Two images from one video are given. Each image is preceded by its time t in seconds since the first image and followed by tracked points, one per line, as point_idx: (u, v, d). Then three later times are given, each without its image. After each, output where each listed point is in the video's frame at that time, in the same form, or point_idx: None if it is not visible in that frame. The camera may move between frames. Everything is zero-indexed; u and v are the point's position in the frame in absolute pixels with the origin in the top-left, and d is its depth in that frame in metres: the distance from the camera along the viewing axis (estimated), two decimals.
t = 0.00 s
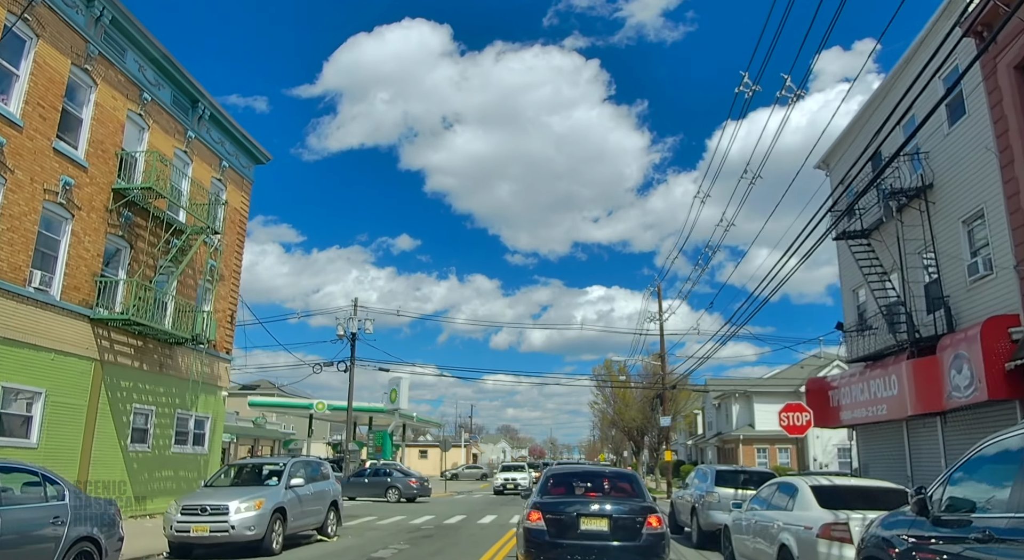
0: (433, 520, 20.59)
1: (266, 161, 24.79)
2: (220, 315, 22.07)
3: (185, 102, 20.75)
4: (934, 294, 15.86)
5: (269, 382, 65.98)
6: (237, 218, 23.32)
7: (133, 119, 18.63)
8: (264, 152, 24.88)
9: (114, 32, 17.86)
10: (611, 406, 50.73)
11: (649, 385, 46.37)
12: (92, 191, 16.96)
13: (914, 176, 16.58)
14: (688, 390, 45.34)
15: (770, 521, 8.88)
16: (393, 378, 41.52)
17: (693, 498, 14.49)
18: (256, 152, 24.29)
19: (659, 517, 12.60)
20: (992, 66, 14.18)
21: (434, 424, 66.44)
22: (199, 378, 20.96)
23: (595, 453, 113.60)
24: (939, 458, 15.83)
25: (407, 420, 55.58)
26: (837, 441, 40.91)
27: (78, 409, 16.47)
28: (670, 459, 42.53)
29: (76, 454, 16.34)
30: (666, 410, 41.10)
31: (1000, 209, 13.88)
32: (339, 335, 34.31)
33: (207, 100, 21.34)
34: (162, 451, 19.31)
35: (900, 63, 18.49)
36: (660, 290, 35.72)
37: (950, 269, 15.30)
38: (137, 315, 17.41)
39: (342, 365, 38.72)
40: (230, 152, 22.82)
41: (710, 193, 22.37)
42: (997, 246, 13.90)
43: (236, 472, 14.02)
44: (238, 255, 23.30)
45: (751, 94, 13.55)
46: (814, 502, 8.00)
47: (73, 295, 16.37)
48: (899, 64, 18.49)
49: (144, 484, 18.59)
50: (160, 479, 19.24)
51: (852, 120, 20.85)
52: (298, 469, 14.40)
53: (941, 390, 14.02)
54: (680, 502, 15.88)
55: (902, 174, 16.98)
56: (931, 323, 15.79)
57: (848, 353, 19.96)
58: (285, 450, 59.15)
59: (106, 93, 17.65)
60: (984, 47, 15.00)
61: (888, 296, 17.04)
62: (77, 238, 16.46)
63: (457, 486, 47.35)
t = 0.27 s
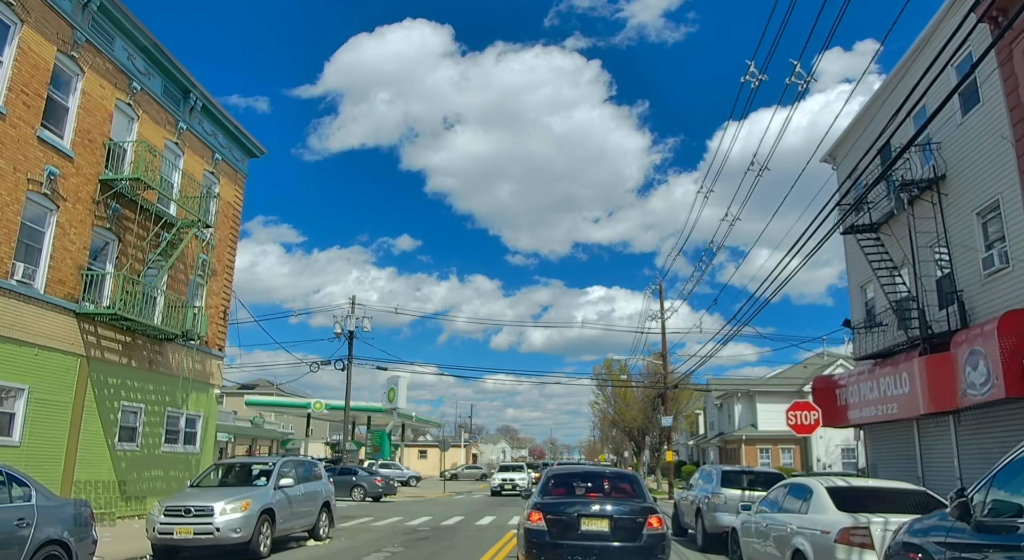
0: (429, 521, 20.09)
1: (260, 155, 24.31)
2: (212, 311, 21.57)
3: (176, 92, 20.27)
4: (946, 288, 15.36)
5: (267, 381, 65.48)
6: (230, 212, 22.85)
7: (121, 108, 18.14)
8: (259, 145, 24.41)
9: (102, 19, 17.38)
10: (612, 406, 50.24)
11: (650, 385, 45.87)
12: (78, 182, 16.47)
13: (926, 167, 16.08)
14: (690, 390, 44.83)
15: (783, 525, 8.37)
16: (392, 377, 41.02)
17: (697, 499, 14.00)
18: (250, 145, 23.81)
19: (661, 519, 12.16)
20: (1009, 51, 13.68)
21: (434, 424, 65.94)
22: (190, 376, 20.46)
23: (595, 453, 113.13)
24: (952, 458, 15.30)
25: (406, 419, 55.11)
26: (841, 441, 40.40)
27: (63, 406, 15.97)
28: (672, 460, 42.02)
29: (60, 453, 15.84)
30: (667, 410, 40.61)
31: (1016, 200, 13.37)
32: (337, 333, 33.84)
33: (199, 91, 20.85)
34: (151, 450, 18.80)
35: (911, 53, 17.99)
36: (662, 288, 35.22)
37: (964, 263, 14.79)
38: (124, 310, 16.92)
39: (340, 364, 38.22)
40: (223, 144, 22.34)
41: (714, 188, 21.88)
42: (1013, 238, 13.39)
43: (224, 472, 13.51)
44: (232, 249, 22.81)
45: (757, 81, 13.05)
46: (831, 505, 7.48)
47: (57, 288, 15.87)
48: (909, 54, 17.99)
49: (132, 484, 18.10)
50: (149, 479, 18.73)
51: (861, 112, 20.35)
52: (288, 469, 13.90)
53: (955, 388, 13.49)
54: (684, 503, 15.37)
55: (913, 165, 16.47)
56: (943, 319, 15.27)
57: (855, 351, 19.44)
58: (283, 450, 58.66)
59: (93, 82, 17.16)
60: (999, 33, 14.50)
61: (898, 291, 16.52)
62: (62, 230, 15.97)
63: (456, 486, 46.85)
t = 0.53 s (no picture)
0: (426, 523, 19.61)
1: (254, 149, 23.85)
2: (204, 308, 21.06)
3: (166, 83, 19.79)
4: (959, 283, 14.86)
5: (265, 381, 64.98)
6: (222, 207, 22.36)
7: (108, 98, 17.67)
8: (252, 139, 23.93)
9: (88, 7, 16.90)
10: (612, 406, 49.72)
11: (652, 385, 45.34)
12: (63, 173, 15.98)
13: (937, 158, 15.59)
14: (691, 389, 44.32)
15: (796, 529, 7.88)
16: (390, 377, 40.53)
17: (702, 501, 13.50)
18: (244, 139, 23.34)
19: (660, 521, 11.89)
20: None
21: (433, 424, 65.46)
22: (181, 374, 19.97)
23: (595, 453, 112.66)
24: (965, 458, 14.82)
25: (405, 419, 54.60)
26: (844, 441, 39.91)
27: (47, 404, 15.49)
28: (673, 460, 41.52)
29: (44, 453, 15.35)
30: (669, 410, 40.07)
31: None
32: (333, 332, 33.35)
33: (190, 83, 20.37)
34: (140, 450, 18.30)
35: (921, 42, 17.49)
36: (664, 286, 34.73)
37: (977, 256, 14.30)
38: (111, 305, 16.43)
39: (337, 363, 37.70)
40: (215, 137, 21.87)
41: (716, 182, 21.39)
42: None
43: (211, 473, 13.02)
44: (224, 245, 22.34)
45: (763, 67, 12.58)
46: (850, 509, 7.00)
47: (41, 283, 15.38)
48: (919, 43, 17.49)
49: (119, 485, 17.60)
50: (138, 480, 18.23)
51: (868, 104, 19.86)
52: (278, 470, 13.39)
53: (970, 385, 12.98)
54: (687, 505, 14.88)
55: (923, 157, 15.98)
56: (955, 314, 14.76)
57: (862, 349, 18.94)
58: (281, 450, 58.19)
59: (79, 71, 16.68)
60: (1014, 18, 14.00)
61: (908, 286, 16.03)
62: (46, 223, 15.49)
63: (455, 487, 46.35)
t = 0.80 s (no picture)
0: (422, 525, 19.10)
1: (247, 142, 23.36)
2: (194, 304, 20.56)
3: (156, 73, 19.31)
4: (973, 276, 14.35)
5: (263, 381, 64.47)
6: (215, 201, 21.88)
7: (95, 88, 17.19)
8: (246, 132, 23.45)
9: None
10: (613, 405, 49.18)
11: (653, 384, 44.80)
12: (47, 163, 15.49)
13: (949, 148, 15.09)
14: (693, 388, 43.80)
15: (812, 533, 7.37)
16: (388, 376, 40.02)
17: (706, 502, 12.99)
18: (236, 131, 22.86)
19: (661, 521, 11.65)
20: None
21: (432, 424, 64.97)
22: (171, 372, 19.47)
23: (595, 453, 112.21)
24: (979, 458, 14.32)
25: (404, 419, 54.09)
26: (848, 441, 39.40)
27: (29, 402, 14.99)
28: (675, 460, 41.00)
29: (26, 453, 14.86)
30: (670, 409, 39.52)
31: None
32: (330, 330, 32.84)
33: (180, 73, 19.88)
34: (128, 449, 17.81)
35: (931, 30, 16.99)
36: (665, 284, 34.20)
37: (992, 247, 13.79)
38: (96, 300, 15.93)
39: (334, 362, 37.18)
40: (206, 129, 21.38)
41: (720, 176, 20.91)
42: None
43: (196, 474, 12.51)
44: (216, 240, 21.85)
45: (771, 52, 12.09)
46: (872, 512, 6.51)
47: (23, 276, 14.88)
48: (929, 31, 16.99)
49: (106, 485, 17.10)
50: (126, 480, 17.74)
51: (875, 95, 19.36)
52: (266, 470, 12.89)
53: (986, 382, 12.47)
54: (691, 506, 14.37)
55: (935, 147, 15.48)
56: (969, 308, 14.26)
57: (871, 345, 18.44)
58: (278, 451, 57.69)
59: (65, 58, 16.18)
60: None
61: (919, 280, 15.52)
62: (29, 214, 14.99)
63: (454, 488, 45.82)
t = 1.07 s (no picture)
0: (418, 527, 18.55)
1: (240, 135, 22.87)
2: (184, 300, 20.04)
3: (144, 63, 18.80)
4: (988, 268, 13.84)
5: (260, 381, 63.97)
6: (206, 195, 21.39)
7: (81, 76, 16.68)
8: (239, 125, 22.96)
9: None
10: (614, 405, 48.62)
11: (654, 383, 44.25)
12: (29, 152, 14.98)
13: (963, 136, 14.58)
14: (695, 388, 43.26)
15: (831, 538, 6.86)
16: (385, 375, 39.48)
17: (711, 503, 12.46)
18: (229, 124, 22.36)
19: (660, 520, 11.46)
20: None
21: (431, 424, 64.43)
22: (160, 370, 18.95)
23: (595, 454, 111.76)
24: (994, 457, 13.80)
25: (402, 419, 53.58)
26: (851, 440, 38.87)
27: (10, 399, 14.47)
28: (676, 460, 40.45)
29: (6, 453, 14.34)
30: (672, 409, 38.97)
31: None
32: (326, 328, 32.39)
33: (170, 62, 19.37)
34: (115, 449, 17.31)
35: (942, 16, 16.46)
36: (666, 281, 33.69)
37: (1008, 238, 13.28)
38: (80, 294, 15.41)
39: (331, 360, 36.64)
40: (197, 121, 20.88)
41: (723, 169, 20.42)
42: None
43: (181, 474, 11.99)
44: (208, 235, 21.33)
45: (779, 34, 11.55)
46: (898, 515, 6.00)
47: (3, 269, 14.36)
48: (940, 17, 16.46)
49: (92, 486, 16.57)
50: (112, 481, 17.21)
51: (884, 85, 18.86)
52: (253, 470, 12.35)
53: (1003, 377, 11.95)
54: (695, 507, 13.84)
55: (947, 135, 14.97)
56: (985, 301, 13.73)
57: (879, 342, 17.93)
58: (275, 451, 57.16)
59: (48, 45, 15.67)
60: None
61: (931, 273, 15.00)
62: (10, 205, 14.49)
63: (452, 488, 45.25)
